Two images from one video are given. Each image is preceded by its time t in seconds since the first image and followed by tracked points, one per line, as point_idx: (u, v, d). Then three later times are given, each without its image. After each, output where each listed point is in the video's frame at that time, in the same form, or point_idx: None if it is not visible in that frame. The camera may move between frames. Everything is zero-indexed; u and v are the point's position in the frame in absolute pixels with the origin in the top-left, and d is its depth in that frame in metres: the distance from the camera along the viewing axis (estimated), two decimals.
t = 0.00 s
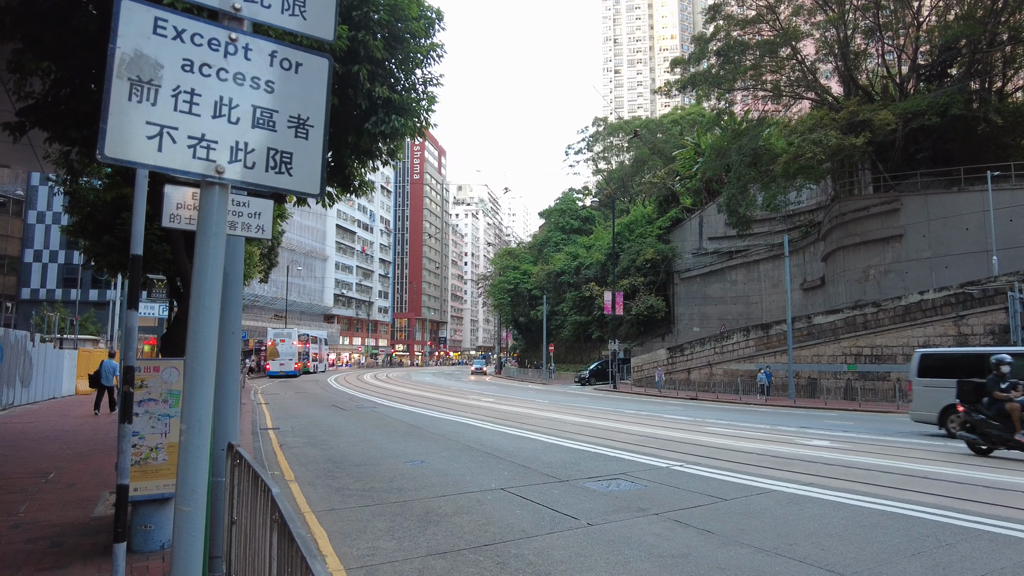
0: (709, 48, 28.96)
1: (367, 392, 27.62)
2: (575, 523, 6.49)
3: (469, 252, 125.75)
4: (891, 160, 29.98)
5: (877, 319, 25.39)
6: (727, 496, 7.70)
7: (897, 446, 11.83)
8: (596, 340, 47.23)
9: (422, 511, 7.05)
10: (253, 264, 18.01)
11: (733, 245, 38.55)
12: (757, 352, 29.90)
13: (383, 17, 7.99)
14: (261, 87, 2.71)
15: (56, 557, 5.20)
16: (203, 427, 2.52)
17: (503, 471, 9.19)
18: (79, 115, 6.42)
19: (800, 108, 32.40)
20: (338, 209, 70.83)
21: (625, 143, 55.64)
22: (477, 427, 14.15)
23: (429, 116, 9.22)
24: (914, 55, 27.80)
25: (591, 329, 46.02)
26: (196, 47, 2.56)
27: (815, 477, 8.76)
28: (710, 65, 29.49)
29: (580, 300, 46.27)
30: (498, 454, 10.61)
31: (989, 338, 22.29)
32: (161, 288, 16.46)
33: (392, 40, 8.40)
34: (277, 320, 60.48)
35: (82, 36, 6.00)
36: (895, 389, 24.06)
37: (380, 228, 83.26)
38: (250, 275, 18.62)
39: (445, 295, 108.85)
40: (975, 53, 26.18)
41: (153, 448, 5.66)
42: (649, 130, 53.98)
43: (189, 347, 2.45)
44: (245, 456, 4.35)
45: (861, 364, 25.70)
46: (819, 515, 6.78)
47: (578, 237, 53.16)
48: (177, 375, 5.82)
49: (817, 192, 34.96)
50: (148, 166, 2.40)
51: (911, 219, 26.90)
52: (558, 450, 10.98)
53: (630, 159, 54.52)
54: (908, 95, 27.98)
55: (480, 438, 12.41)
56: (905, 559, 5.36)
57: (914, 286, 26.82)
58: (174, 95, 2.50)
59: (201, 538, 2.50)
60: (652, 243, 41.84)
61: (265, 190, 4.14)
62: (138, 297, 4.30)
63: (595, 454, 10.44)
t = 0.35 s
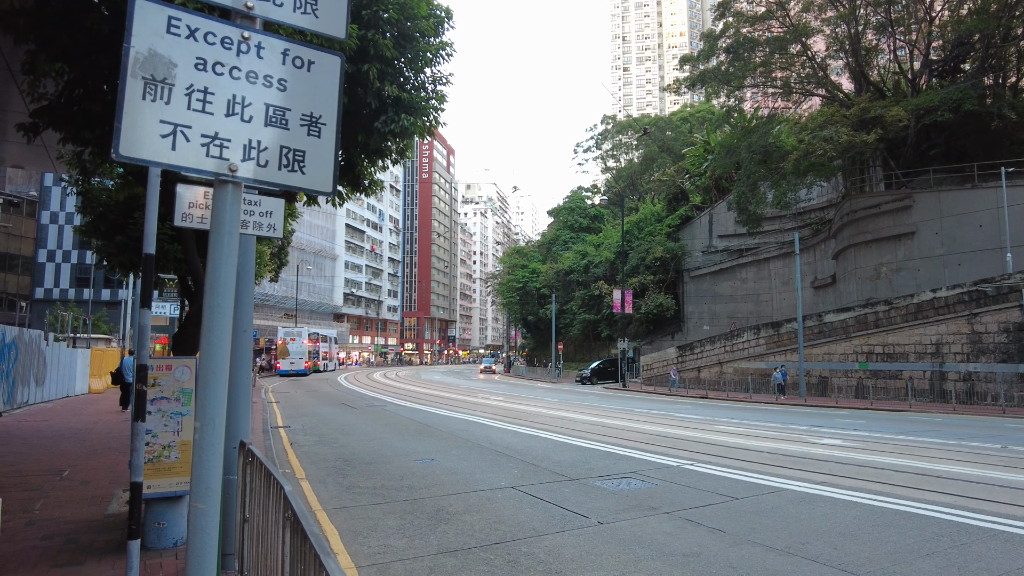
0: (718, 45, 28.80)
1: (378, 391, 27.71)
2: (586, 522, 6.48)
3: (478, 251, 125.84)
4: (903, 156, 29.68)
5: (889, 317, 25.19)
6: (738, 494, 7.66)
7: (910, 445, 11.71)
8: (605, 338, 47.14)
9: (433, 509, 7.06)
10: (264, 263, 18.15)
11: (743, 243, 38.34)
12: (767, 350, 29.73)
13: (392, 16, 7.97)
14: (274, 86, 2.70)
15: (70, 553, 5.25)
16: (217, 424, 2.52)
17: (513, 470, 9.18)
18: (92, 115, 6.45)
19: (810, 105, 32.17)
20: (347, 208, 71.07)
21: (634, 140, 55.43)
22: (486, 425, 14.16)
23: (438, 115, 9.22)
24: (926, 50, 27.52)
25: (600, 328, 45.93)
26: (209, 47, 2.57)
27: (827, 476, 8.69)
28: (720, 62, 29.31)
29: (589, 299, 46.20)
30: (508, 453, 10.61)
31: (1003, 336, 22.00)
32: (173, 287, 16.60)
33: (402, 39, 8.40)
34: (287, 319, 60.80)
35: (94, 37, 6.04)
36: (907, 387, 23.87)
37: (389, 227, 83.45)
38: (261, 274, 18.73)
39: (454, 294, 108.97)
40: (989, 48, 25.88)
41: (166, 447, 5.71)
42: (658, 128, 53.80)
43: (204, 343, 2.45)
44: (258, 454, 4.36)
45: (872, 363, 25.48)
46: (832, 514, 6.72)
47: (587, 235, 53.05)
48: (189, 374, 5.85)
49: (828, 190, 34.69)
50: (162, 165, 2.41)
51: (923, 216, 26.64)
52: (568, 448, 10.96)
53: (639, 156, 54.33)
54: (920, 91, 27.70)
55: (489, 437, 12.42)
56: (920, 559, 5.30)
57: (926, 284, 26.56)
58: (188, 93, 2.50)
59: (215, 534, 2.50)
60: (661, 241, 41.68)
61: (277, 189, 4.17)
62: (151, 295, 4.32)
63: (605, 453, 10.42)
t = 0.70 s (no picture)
0: (729, 40, 28.55)
1: (388, 388, 27.82)
2: (596, 519, 6.46)
3: (488, 249, 125.86)
4: (916, 151, 29.35)
5: (902, 314, 24.93)
6: (749, 492, 7.61)
7: (924, 442, 11.60)
8: (615, 336, 47.02)
9: (443, 506, 7.08)
10: (275, 262, 18.25)
11: (754, 240, 38.11)
12: (779, 348, 29.55)
13: (401, 13, 7.96)
14: (282, 81, 2.68)
15: (85, 549, 5.30)
16: (227, 420, 2.52)
17: (523, 467, 9.19)
18: (104, 115, 6.51)
19: (822, 100, 31.89)
20: (357, 207, 71.31)
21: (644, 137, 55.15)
22: (495, 423, 14.18)
23: (447, 113, 9.18)
24: (940, 43, 27.18)
25: (610, 325, 45.80)
26: (217, 43, 2.56)
27: (839, 473, 8.63)
28: (730, 57, 29.07)
29: (599, 296, 46.07)
30: (517, 450, 10.61)
31: (1018, 332, 21.69)
32: (185, 286, 16.74)
33: (411, 37, 8.39)
34: (299, 318, 61.17)
35: (105, 37, 6.07)
36: (920, 384, 23.64)
37: (399, 225, 83.76)
38: (272, 273, 18.83)
39: (464, 292, 109.09)
40: (1004, 40, 25.52)
41: (178, 443, 5.74)
42: (668, 124, 53.53)
43: (214, 340, 2.44)
44: (269, 452, 4.37)
45: (885, 360, 25.24)
46: (843, 512, 6.68)
47: (596, 232, 52.90)
48: (201, 371, 5.88)
49: (840, 185, 34.37)
50: (171, 161, 2.41)
51: (937, 212, 26.33)
52: (577, 445, 10.95)
53: (649, 153, 54.07)
54: (934, 85, 27.37)
55: (499, 434, 12.44)
56: (934, 558, 5.24)
57: (940, 280, 26.25)
58: (196, 89, 2.50)
59: (226, 531, 2.49)
60: (672, 238, 41.47)
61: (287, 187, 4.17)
62: (163, 292, 4.33)
63: (614, 450, 10.40)
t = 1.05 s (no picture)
0: (738, 34, 28.32)
1: (397, 385, 27.89)
2: (605, 516, 6.45)
3: (496, 245, 125.85)
4: (928, 145, 29.03)
5: (913, 309, 24.68)
6: (759, 489, 7.56)
7: (936, 439, 11.48)
8: (624, 332, 46.93)
9: (451, 502, 7.08)
10: (284, 259, 18.35)
11: (764, 235, 37.87)
12: (788, 344, 29.38)
13: (407, 8, 7.93)
14: (288, 75, 2.64)
15: (97, 544, 5.35)
16: (234, 417, 2.49)
17: (531, 463, 9.18)
18: (111, 113, 6.51)
19: (832, 94, 31.61)
20: (365, 204, 71.48)
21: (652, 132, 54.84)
22: (504, 419, 14.18)
23: (454, 109, 9.13)
24: (952, 35, 26.85)
25: (619, 321, 45.71)
26: (221, 37, 2.53)
27: (849, 470, 8.55)
28: (739, 52, 28.84)
29: (607, 293, 45.95)
30: (526, 446, 10.61)
31: None
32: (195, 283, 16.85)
33: (418, 32, 8.36)
34: (308, 314, 61.53)
35: (112, 35, 6.09)
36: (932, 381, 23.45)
37: (407, 222, 83.90)
38: (281, 270, 18.90)
39: (472, 289, 109.17)
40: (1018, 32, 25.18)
41: (187, 440, 5.75)
42: (676, 120, 53.24)
43: (219, 336, 2.40)
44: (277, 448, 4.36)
45: (896, 356, 25.05)
46: (854, 509, 6.62)
47: (604, 228, 52.75)
48: (209, 367, 5.90)
49: (850, 180, 34.08)
50: (177, 157, 2.37)
51: (949, 206, 26.03)
52: (586, 442, 10.94)
53: (657, 148, 53.80)
54: (946, 78, 27.05)
55: (507, 430, 12.44)
56: (947, 556, 5.18)
57: (952, 275, 25.96)
58: (201, 84, 2.46)
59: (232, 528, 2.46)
60: (680, 234, 41.28)
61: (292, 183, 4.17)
62: (170, 290, 4.32)
63: (623, 447, 10.36)
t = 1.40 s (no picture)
0: (746, 29, 28.12)
1: (403, 381, 27.91)
2: (618, 514, 6.39)
3: (501, 242, 125.74)
4: (938, 140, 28.78)
5: (923, 306, 24.50)
6: (772, 487, 7.49)
7: (949, 436, 11.37)
8: (630, 329, 46.82)
9: (463, 500, 7.05)
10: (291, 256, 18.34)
11: (772, 231, 37.67)
12: (796, 340, 29.22)
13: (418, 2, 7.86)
14: (309, 65, 2.56)
15: (108, 541, 5.33)
16: (256, 416, 2.40)
17: (541, 460, 9.14)
18: (121, 108, 6.43)
19: (840, 90, 31.39)
20: (371, 201, 71.53)
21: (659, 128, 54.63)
22: (512, 416, 14.16)
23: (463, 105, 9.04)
24: (963, 29, 26.58)
25: (625, 318, 45.59)
26: (242, 25, 2.46)
27: (863, 468, 8.47)
28: (747, 47, 28.64)
29: (613, 289, 45.80)
30: (535, 443, 10.57)
31: None
32: (203, 280, 16.87)
33: (427, 26, 8.28)
34: (314, 311, 61.69)
35: (122, 30, 6.05)
36: (942, 377, 23.30)
37: (413, 219, 83.91)
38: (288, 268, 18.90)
39: (478, 285, 109.12)
40: None
41: (198, 437, 5.72)
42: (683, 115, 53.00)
43: (239, 332, 2.31)
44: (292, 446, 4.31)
45: (905, 352, 24.90)
46: (870, 507, 6.55)
47: (611, 225, 52.60)
48: (220, 365, 5.88)
49: (859, 176, 33.86)
50: (195, 148, 2.29)
51: (959, 202, 25.77)
52: (595, 439, 10.89)
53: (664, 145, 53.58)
54: (957, 72, 26.79)
55: (516, 427, 12.40)
56: (968, 555, 5.11)
57: (962, 271, 25.71)
58: (219, 73, 2.39)
59: (253, 532, 2.38)
60: (687, 230, 41.11)
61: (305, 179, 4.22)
62: (182, 284, 4.27)
63: (633, 444, 10.31)
